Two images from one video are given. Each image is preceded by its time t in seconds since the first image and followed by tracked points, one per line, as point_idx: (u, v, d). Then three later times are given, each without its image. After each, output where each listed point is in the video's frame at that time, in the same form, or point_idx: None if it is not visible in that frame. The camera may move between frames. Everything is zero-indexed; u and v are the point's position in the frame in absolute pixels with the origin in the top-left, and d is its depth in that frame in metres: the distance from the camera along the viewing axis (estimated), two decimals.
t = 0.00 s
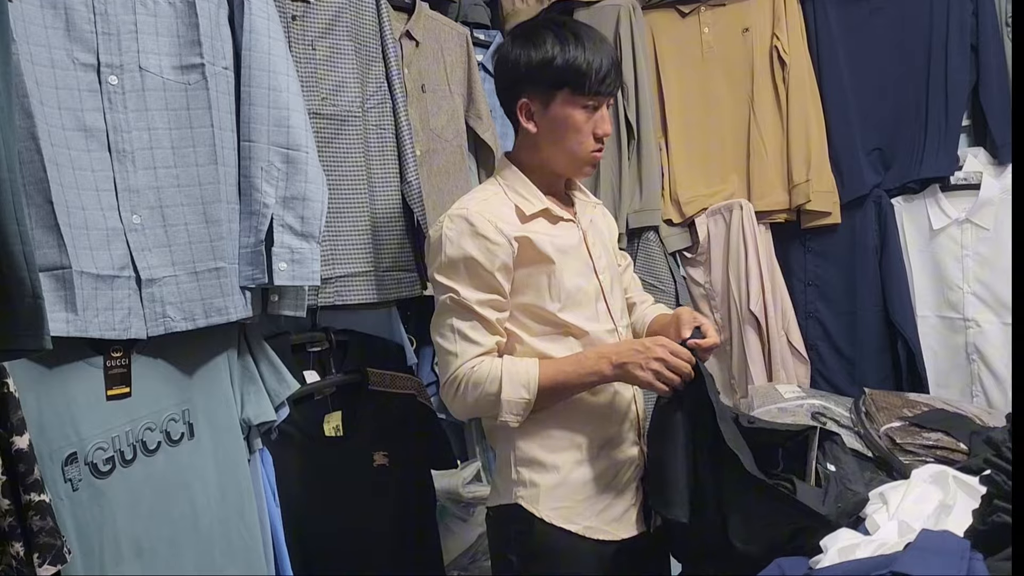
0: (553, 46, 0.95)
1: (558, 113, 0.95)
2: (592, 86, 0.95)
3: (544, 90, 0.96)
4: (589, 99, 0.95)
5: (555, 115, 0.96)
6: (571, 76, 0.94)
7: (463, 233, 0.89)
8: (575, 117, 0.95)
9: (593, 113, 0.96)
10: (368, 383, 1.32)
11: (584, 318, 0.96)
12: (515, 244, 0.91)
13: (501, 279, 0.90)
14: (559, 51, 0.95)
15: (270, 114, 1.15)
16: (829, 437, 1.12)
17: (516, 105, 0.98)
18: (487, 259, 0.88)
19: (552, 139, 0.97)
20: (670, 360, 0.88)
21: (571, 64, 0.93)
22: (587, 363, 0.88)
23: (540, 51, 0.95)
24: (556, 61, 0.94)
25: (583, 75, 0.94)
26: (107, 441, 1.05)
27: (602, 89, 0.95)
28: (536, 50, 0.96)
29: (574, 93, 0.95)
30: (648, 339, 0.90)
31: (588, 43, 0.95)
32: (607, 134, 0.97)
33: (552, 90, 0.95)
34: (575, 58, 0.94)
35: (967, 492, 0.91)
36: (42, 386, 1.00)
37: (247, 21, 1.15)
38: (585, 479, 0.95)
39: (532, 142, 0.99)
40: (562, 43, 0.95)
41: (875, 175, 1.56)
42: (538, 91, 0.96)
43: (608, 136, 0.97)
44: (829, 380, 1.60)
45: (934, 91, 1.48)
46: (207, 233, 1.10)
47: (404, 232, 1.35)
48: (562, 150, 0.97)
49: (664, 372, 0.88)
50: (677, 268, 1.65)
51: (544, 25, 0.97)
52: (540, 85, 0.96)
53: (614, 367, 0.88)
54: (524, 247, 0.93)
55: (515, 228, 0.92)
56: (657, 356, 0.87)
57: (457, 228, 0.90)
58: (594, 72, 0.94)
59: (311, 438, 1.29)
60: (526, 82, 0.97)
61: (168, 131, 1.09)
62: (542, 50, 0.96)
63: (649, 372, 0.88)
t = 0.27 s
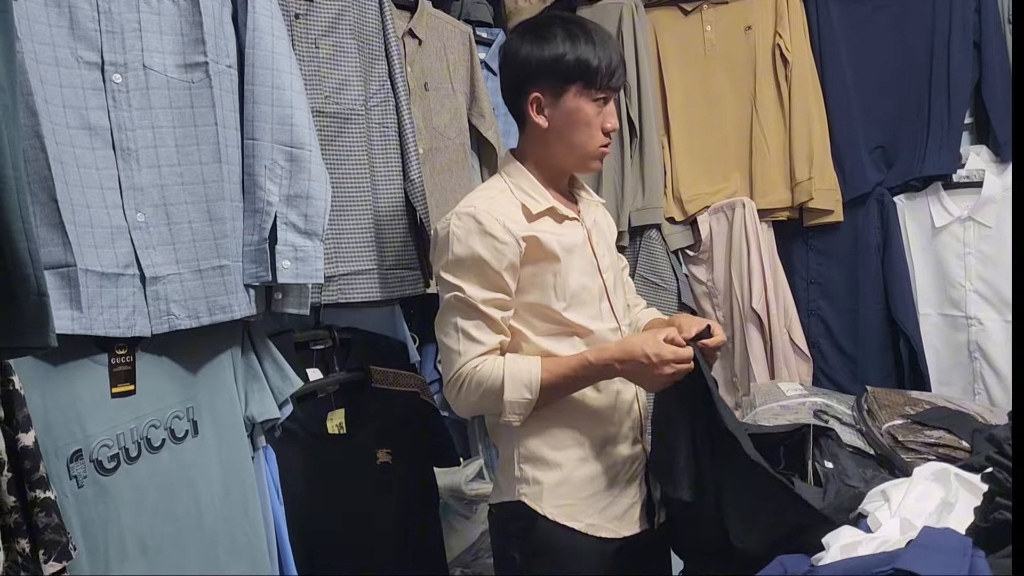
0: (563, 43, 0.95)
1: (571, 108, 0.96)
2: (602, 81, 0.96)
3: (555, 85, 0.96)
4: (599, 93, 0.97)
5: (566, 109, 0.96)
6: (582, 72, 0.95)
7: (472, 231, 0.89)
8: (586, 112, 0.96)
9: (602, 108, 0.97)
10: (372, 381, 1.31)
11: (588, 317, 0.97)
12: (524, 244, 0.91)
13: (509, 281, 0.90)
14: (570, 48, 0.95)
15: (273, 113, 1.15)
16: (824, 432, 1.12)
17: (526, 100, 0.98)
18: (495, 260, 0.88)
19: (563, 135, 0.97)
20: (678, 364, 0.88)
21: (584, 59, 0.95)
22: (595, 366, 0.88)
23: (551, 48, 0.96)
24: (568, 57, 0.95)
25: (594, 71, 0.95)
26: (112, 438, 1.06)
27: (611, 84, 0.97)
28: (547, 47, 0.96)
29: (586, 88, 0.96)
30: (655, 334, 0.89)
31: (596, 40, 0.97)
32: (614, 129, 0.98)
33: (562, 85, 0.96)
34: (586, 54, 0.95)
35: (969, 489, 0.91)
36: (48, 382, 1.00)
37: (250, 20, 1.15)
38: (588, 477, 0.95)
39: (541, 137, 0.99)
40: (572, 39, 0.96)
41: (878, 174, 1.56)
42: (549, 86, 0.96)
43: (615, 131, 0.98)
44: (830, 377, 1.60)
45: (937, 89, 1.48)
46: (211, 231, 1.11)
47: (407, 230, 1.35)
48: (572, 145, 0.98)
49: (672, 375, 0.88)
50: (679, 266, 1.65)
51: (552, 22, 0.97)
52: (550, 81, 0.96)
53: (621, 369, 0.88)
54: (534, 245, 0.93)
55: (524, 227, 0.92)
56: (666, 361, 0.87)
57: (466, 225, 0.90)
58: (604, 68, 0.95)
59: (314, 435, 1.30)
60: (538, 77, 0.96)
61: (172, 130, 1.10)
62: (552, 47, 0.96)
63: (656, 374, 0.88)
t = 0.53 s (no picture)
0: (567, 41, 0.96)
1: (575, 106, 0.96)
2: (605, 79, 0.96)
3: (558, 83, 0.96)
4: (603, 91, 0.97)
5: (569, 107, 0.96)
6: (585, 70, 0.95)
7: (478, 228, 0.90)
8: (589, 109, 0.96)
9: (605, 107, 0.97)
10: (373, 380, 1.31)
11: (592, 316, 0.96)
12: (529, 243, 0.91)
13: (513, 278, 0.90)
14: (573, 47, 0.96)
15: (275, 112, 1.15)
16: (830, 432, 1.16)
17: (529, 98, 0.98)
18: (501, 257, 0.89)
19: (568, 133, 0.97)
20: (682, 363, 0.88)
21: (589, 56, 0.95)
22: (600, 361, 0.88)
23: (554, 46, 0.96)
24: (571, 56, 0.95)
25: (597, 70, 0.95)
26: (114, 437, 1.06)
27: (615, 82, 0.97)
28: (550, 46, 0.96)
29: (590, 85, 0.96)
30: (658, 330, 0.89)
31: (600, 39, 0.97)
32: (617, 127, 0.98)
33: (565, 83, 0.96)
34: (589, 53, 0.95)
35: (971, 489, 0.91)
36: (50, 381, 1.00)
37: (252, 19, 1.15)
38: (592, 477, 0.95)
39: (544, 135, 0.99)
40: (575, 38, 0.96)
41: (880, 173, 1.56)
42: (552, 84, 0.96)
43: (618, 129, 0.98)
44: (832, 377, 1.60)
45: (939, 88, 1.47)
46: (213, 230, 1.11)
47: (408, 229, 1.35)
48: (577, 143, 0.97)
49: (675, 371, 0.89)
50: (681, 265, 1.65)
51: (556, 21, 0.98)
52: (553, 79, 0.96)
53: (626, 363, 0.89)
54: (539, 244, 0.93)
55: (528, 226, 0.92)
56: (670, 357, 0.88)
57: (472, 223, 0.90)
58: (607, 66, 0.96)
59: (317, 435, 1.29)
60: (541, 74, 0.97)
61: (174, 129, 1.10)
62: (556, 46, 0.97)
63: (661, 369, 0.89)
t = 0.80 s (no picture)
0: (564, 39, 0.96)
1: (574, 104, 0.96)
2: (604, 76, 0.96)
3: (557, 81, 0.96)
4: (603, 87, 0.97)
5: (568, 104, 0.96)
6: (582, 68, 0.95)
7: (479, 227, 0.90)
8: (589, 107, 0.96)
9: (604, 104, 0.97)
10: (375, 379, 1.32)
11: (593, 314, 0.96)
12: (531, 240, 0.91)
13: (516, 275, 0.90)
14: (570, 45, 0.96)
15: (277, 110, 1.15)
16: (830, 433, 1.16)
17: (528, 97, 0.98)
18: (503, 255, 0.89)
19: (569, 131, 0.97)
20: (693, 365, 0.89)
21: (587, 54, 0.95)
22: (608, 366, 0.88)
23: (552, 44, 0.96)
24: (569, 54, 0.95)
25: (595, 67, 0.95)
26: (116, 435, 1.05)
27: (614, 78, 0.97)
28: (547, 44, 0.96)
29: (589, 82, 0.96)
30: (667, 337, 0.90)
31: (597, 36, 0.97)
32: (617, 125, 0.98)
33: (564, 81, 0.96)
34: (587, 50, 0.95)
35: (973, 489, 0.91)
36: (52, 380, 1.00)
37: (254, 17, 1.16)
38: (594, 475, 0.95)
39: (546, 133, 0.99)
40: (573, 36, 0.96)
41: (882, 172, 1.56)
42: (551, 82, 0.96)
43: (618, 126, 0.98)
44: (833, 376, 1.60)
45: (941, 87, 1.47)
46: (214, 229, 1.11)
47: (409, 228, 1.36)
48: (577, 141, 0.97)
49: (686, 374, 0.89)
50: (683, 265, 1.65)
51: (554, 19, 0.98)
52: (552, 77, 0.96)
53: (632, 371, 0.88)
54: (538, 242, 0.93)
55: (529, 225, 0.92)
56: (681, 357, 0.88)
57: (472, 222, 0.90)
58: (605, 63, 0.95)
59: (319, 433, 1.29)
60: (539, 73, 0.97)
61: (176, 127, 1.10)
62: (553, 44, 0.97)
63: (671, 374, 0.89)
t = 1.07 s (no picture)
0: (557, 40, 0.95)
1: (563, 106, 0.96)
2: (596, 79, 0.95)
3: (549, 83, 0.96)
4: (593, 92, 0.95)
5: (559, 108, 0.96)
6: (574, 70, 0.94)
7: (480, 227, 0.90)
8: (579, 112, 0.95)
9: (597, 107, 0.96)
10: (375, 379, 1.34)
11: (594, 315, 0.96)
12: (531, 239, 0.91)
13: (516, 276, 0.90)
14: (564, 46, 0.95)
15: (278, 111, 1.16)
16: (825, 432, 1.13)
17: (523, 98, 0.99)
18: (504, 254, 0.89)
19: (560, 133, 0.97)
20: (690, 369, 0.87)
21: (576, 58, 0.94)
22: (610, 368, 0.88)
23: (546, 46, 0.96)
24: (560, 56, 0.95)
25: (587, 70, 0.94)
26: (117, 435, 1.04)
27: (608, 82, 0.95)
28: (541, 45, 0.96)
29: (579, 86, 0.95)
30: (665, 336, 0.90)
31: (592, 36, 0.96)
32: (612, 129, 0.97)
33: (555, 83, 0.96)
34: (579, 52, 0.94)
35: (973, 489, 0.92)
36: (54, 381, 1.00)
37: (255, 19, 1.16)
38: (593, 476, 0.95)
39: (538, 135, 0.99)
40: (567, 37, 0.95)
41: (882, 173, 1.56)
42: (543, 85, 0.96)
43: (612, 130, 0.97)
44: (834, 377, 1.60)
45: (942, 89, 1.48)
46: (216, 230, 1.11)
47: (411, 229, 1.36)
48: (568, 143, 0.97)
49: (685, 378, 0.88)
50: (683, 266, 1.64)
51: (551, 20, 0.97)
52: (544, 79, 0.96)
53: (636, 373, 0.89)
54: (539, 243, 0.93)
55: (531, 224, 0.92)
56: (677, 360, 0.86)
57: (474, 221, 0.90)
58: (597, 66, 0.94)
59: (320, 433, 1.31)
60: (533, 75, 0.97)
61: (178, 128, 1.10)
62: (548, 45, 0.96)
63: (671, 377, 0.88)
